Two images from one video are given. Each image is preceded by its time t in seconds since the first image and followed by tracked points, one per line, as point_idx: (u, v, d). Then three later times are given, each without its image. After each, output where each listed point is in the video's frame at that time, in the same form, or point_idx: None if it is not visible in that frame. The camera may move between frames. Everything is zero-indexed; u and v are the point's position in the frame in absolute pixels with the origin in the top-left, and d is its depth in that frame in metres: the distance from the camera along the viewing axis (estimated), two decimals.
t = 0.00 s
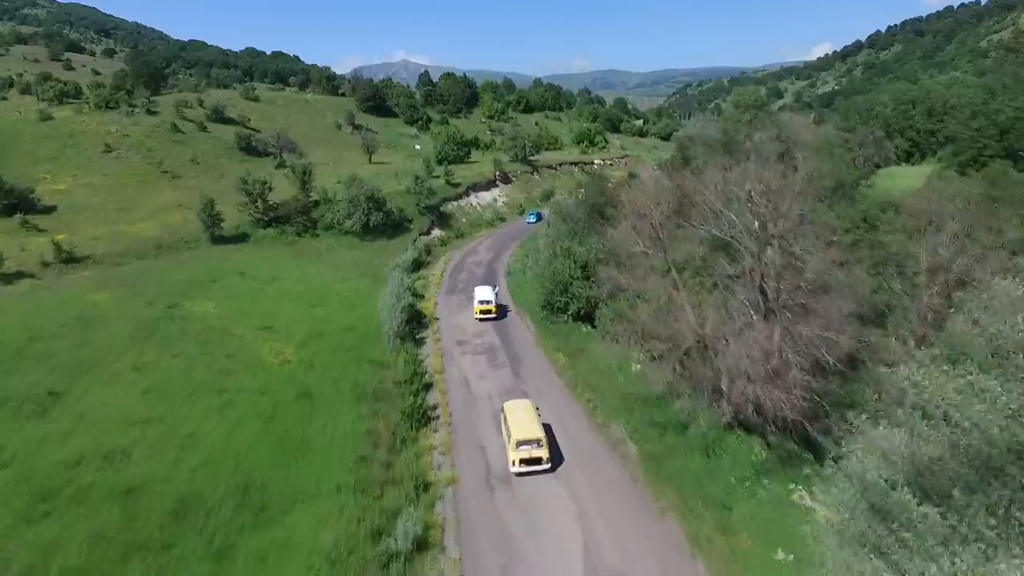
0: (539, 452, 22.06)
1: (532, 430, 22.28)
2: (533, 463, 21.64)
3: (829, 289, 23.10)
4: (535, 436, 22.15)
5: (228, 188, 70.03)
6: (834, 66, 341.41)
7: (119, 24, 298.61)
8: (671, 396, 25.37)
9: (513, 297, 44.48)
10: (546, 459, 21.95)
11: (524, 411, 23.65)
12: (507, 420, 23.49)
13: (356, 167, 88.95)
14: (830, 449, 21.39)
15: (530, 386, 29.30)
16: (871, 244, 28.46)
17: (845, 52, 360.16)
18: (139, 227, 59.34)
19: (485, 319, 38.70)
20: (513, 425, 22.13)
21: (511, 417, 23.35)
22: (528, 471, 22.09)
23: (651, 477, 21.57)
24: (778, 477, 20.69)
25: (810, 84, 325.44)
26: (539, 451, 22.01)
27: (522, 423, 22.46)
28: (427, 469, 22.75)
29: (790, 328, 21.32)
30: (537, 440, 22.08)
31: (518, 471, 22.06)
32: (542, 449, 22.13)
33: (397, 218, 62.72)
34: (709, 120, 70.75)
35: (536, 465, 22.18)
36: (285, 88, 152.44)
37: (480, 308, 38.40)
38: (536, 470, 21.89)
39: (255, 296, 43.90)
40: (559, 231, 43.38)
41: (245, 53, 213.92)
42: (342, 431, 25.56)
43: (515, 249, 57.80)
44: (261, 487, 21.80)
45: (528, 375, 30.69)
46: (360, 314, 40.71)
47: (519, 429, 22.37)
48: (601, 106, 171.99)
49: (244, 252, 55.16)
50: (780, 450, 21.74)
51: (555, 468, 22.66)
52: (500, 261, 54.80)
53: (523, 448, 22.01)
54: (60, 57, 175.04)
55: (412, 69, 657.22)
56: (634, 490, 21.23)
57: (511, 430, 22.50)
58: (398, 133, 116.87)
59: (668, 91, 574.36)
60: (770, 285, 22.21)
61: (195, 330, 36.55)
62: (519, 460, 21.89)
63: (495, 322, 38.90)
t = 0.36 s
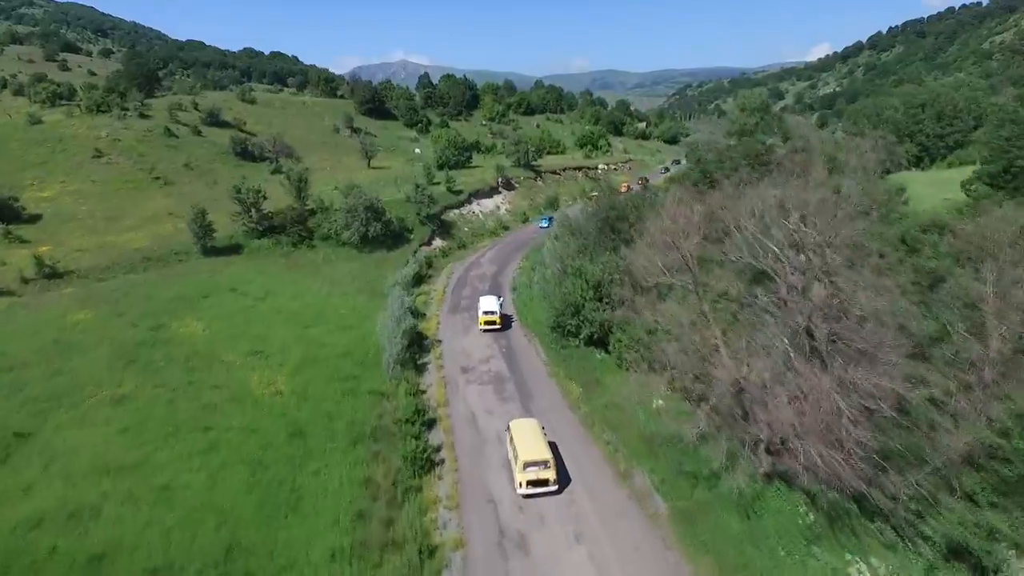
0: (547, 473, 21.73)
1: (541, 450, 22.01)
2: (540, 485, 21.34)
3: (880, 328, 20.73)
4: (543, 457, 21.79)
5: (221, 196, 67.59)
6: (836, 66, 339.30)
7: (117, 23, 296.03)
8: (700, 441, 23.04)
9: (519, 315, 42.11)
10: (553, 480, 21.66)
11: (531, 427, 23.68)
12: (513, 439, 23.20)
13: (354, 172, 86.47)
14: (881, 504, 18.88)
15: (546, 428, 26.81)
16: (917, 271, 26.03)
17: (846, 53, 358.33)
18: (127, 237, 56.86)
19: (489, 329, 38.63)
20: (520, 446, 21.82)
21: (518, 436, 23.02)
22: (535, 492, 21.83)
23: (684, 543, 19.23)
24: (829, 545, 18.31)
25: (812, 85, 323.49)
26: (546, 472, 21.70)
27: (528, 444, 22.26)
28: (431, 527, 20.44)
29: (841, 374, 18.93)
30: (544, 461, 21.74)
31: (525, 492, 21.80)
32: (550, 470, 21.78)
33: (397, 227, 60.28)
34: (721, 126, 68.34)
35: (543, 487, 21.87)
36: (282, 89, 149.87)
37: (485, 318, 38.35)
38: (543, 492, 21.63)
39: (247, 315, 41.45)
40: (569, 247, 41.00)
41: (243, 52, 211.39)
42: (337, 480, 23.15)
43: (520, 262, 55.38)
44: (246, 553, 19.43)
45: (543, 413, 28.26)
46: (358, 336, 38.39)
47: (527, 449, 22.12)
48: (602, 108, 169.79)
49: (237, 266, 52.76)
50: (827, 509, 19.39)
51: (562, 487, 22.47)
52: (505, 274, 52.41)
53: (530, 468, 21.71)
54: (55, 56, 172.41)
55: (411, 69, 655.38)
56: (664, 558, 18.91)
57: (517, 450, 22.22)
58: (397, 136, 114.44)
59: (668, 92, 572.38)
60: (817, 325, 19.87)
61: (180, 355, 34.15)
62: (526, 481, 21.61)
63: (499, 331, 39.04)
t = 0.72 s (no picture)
0: (553, 494, 21.31)
1: (546, 470, 21.59)
2: (546, 506, 20.95)
3: (939, 376, 18.58)
4: (549, 477, 21.36)
5: (210, 205, 65.07)
6: (831, 68, 338.99)
7: (108, 22, 292.43)
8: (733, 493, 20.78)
9: (525, 336, 39.77)
10: (559, 500, 21.27)
11: (536, 446, 23.37)
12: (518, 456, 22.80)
13: (348, 178, 84.00)
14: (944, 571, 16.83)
15: (560, 471, 24.37)
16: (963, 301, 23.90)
17: (841, 55, 358.15)
18: (110, 248, 54.23)
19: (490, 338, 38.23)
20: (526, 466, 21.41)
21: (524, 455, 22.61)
22: (540, 512, 21.43)
23: None
24: None
25: (807, 87, 323.28)
26: (552, 493, 21.28)
27: (534, 463, 21.86)
28: None
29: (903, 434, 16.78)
30: (550, 482, 21.30)
31: (530, 512, 21.39)
32: (556, 491, 21.37)
33: (394, 238, 57.88)
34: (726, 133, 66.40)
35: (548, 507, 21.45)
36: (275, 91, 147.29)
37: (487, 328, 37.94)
38: (548, 512, 21.24)
39: (235, 337, 38.97)
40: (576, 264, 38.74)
41: (236, 53, 208.65)
42: (330, 537, 20.80)
43: (521, 276, 53.14)
44: None
45: (555, 454, 25.92)
46: (353, 360, 35.97)
47: (532, 469, 21.66)
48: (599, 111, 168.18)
49: (226, 279, 50.27)
50: None
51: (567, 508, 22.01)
52: (507, 289, 50.17)
53: (535, 488, 21.30)
54: (44, 56, 169.20)
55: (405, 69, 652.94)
56: None
57: (522, 469, 21.83)
58: (392, 140, 112.11)
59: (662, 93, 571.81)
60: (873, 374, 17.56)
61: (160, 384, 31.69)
62: (532, 501, 21.19)
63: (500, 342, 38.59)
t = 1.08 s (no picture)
0: (558, 513, 21.41)
1: (552, 488, 21.68)
2: (552, 524, 21.05)
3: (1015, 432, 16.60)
4: (554, 496, 21.44)
5: (197, 215, 62.50)
6: (823, 69, 339.35)
7: (95, 21, 287.68)
8: (775, 555, 18.66)
9: (529, 357, 37.59)
10: (565, 519, 21.38)
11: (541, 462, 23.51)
12: (523, 473, 22.96)
13: (341, 185, 81.55)
14: None
15: (579, 522, 22.26)
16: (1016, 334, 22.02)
17: (832, 56, 358.85)
18: (91, 261, 51.54)
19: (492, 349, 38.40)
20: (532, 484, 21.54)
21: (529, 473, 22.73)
22: (547, 531, 21.52)
23: None
24: None
25: (799, 88, 323.33)
26: (557, 511, 21.37)
27: (539, 482, 22.01)
28: None
29: (984, 499, 14.63)
30: (556, 500, 21.42)
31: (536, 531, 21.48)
32: (562, 509, 21.45)
33: (390, 249, 55.62)
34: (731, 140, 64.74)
35: (554, 526, 21.53)
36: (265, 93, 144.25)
37: (490, 337, 38.04)
38: (555, 531, 21.32)
39: (222, 361, 36.61)
40: (584, 286, 37.15)
41: (226, 53, 205.38)
42: None
43: (522, 290, 51.21)
44: None
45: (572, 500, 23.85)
46: (349, 388, 33.69)
47: (538, 487, 21.82)
48: (593, 113, 166.50)
49: (213, 294, 47.76)
50: None
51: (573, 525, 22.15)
52: (508, 305, 48.19)
53: (541, 507, 21.42)
54: (28, 55, 165.04)
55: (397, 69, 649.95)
56: None
57: (528, 487, 21.96)
58: (386, 144, 109.68)
59: (654, 93, 571.66)
60: (945, 430, 15.48)
61: (138, 416, 29.22)
62: (538, 520, 21.31)
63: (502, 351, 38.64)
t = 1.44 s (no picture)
0: (567, 531, 21.39)
1: (561, 506, 21.61)
2: (561, 542, 21.06)
3: None
4: (563, 514, 21.38)
5: (184, 225, 60.04)
6: (814, 71, 339.85)
7: (81, 20, 282.81)
8: None
9: (535, 381, 35.69)
10: (574, 537, 21.40)
11: (547, 478, 23.47)
12: (531, 489, 22.93)
13: (333, 191, 79.11)
14: None
15: None
16: None
17: (823, 58, 359.79)
18: (70, 274, 48.95)
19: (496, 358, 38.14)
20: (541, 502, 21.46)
21: (537, 490, 22.62)
22: (556, 548, 21.50)
23: None
24: None
25: (790, 89, 323.53)
26: (566, 529, 21.35)
27: (548, 499, 21.92)
28: None
29: None
30: (565, 518, 21.37)
31: (544, 549, 21.43)
32: (570, 527, 21.44)
33: (386, 262, 53.47)
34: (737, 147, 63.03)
35: (562, 543, 21.53)
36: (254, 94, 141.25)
37: (492, 347, 37.86)
38: (563, 549, 21.36)
39: (209, 388, 34.29)
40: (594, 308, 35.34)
41: (215, 53, 201.88)
42: None
43: (524, 305, 49.29)
44: None
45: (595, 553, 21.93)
46: (346, 418, 31.48)
47: (547, 505, 21.69)
48: (588, 116, 164.78)
49: (200, 312, 45.38)
50: None
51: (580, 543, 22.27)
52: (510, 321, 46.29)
53: (550, 525, 21.36)
54: (10, 54, 160.77)
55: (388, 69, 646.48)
56: None
57: (537, 505, 21.86)
58: (379, 147, 107.28)
59: (646, 95, 571.58)
60: None
61: (116, 455, 26.87)
62: (546, 538, 21.26)
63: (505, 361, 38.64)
